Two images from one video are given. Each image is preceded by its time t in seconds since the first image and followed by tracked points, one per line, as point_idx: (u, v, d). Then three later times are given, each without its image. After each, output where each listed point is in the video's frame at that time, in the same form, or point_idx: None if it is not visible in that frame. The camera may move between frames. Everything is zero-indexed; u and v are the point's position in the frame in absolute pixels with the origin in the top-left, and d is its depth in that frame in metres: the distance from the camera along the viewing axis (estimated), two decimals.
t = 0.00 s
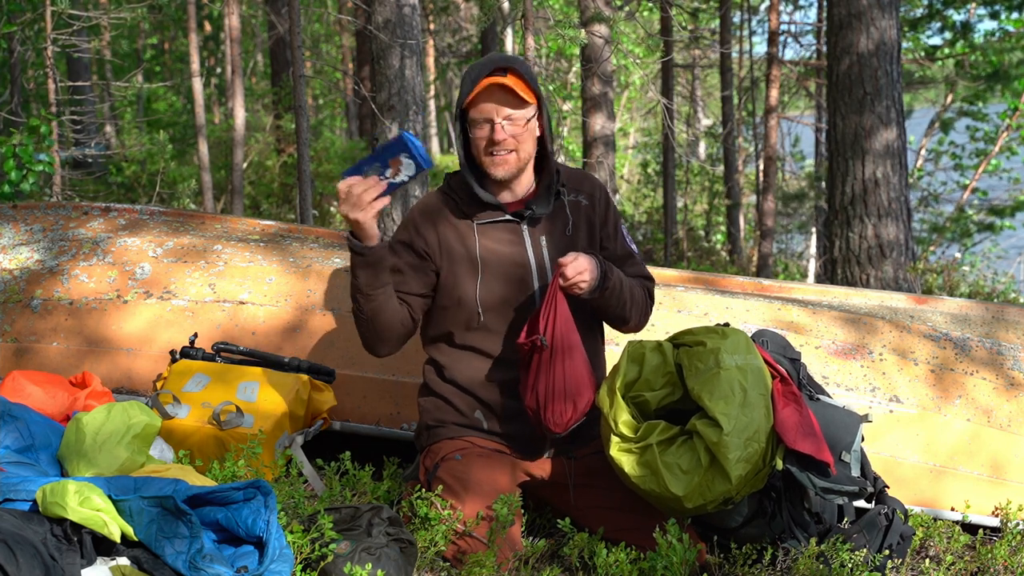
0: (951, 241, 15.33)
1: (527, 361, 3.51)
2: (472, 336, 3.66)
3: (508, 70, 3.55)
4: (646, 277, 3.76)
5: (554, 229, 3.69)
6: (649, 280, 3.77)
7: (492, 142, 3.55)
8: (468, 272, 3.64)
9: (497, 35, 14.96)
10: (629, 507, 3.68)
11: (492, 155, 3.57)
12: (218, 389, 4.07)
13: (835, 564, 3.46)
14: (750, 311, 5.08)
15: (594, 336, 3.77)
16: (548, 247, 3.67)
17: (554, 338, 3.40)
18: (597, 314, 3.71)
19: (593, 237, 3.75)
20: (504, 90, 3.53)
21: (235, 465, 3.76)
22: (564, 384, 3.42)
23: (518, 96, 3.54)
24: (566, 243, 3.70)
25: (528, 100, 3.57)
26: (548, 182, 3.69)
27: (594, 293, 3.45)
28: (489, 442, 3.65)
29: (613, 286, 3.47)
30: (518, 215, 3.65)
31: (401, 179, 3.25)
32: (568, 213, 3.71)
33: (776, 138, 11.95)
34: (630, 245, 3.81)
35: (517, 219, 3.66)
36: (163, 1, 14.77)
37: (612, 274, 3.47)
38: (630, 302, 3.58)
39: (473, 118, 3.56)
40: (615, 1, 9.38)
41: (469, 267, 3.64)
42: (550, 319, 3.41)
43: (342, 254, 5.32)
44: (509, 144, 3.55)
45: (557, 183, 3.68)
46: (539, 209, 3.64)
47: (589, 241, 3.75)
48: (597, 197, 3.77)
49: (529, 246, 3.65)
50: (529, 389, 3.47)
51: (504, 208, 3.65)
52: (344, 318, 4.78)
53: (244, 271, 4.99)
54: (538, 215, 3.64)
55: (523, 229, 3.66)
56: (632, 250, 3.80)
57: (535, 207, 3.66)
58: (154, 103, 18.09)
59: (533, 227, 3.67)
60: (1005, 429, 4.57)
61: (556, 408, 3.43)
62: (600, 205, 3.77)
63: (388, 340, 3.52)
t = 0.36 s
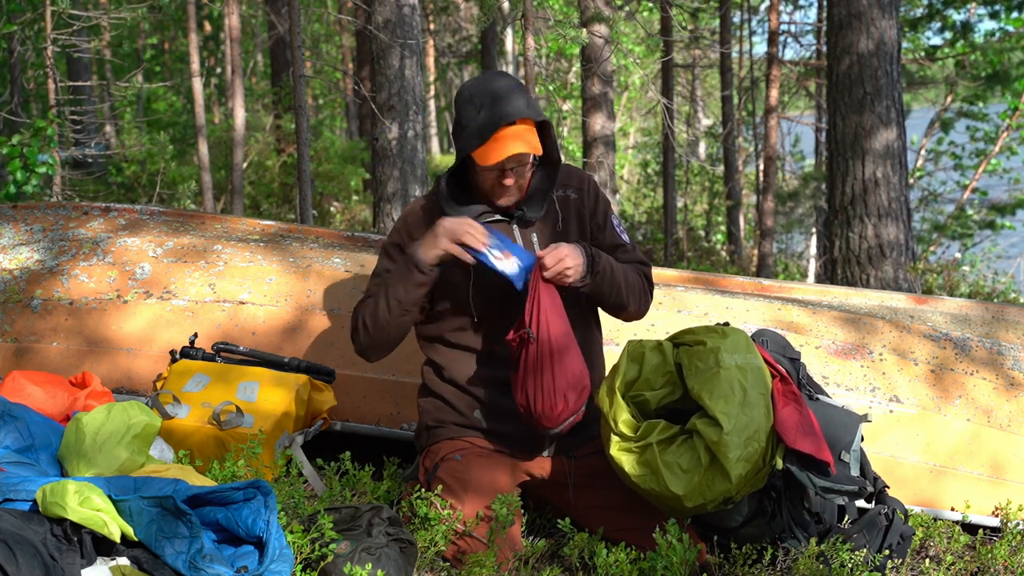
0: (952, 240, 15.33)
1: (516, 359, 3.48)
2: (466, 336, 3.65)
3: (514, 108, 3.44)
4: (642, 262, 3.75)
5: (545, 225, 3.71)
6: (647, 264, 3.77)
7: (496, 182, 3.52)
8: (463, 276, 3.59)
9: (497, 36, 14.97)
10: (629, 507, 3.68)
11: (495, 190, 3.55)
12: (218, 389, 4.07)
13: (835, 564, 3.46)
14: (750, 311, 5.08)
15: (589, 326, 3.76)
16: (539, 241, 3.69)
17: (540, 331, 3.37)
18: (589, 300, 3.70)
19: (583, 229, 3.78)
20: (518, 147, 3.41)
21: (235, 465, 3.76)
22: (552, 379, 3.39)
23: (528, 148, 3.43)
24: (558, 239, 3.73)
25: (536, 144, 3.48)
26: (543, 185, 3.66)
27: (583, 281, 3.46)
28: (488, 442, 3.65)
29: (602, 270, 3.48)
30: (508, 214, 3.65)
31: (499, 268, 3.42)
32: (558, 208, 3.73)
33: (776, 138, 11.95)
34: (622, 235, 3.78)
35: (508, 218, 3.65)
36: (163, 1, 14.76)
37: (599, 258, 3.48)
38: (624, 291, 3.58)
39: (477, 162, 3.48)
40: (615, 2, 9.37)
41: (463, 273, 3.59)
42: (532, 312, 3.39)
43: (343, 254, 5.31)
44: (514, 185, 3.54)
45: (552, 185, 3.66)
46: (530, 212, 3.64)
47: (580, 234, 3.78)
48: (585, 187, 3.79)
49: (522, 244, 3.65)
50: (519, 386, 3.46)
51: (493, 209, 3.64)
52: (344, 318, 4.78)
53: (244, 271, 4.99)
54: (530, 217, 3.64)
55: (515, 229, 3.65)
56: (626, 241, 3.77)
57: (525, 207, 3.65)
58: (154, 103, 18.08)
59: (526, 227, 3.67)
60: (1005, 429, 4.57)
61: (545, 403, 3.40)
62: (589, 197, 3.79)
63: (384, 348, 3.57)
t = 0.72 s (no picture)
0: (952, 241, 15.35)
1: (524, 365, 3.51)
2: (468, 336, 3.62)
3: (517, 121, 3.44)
4: (644, 267, 3.76)
5: (551, 229, 3.71)
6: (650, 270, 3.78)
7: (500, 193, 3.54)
8: (470, 270, 3.65)
9: (497, 35, 14.97)
10: (629, 507, 3.68)
11: (498, 199, 3.58)
12: (218, 389, 4.07)
13: (835, 564, 3.46)
14: (750, 311, 5.08)
15: (592, 332, 3.76)
16: (546, 245, 3.68)
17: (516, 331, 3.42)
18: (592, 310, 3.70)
19: (589, 235, 3.76)
20: (521, 162, 3.41)
21: (235, 465, 3.76)
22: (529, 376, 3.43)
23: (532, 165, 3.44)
24: (564, 244, 3.72)
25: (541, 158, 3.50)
26: (549, 190, 3.68)
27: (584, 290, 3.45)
28: (488, 442, 3.64)
29: (603, 280, 3.47)
30: (516, 217, 3.65)
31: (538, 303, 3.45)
32: (564, 212, 3.72)
33: (776, 138, 11.95)
34: (626, 241, 3.80)
35: (516, 221, 3.66)
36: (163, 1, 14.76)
37: (600, 268, 3.47)
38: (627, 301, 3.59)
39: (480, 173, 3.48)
40: (615, 2, 9.37)
41: (471, 267, 3.64)
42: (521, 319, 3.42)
43: (342, 254, 5.31)
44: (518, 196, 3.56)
45: (560, 191, 3.66)
46: (538, 214, 3.65)
47: (586, 240, 3.76)
48: (591, 192, 3.79)
49: (528, 246, 3.65)
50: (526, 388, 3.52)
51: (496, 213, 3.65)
52: (344, 318, 4.78)
53: (244, 271, 4.99)
54: (537, 221, 3.65)
55: (522, 232, 3.65)
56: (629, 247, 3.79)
57: (534, 211, 3.66)
58: (154, 103, 18.08)
59: (532, 230, 3.67)
60: (1005, 429, 4.57)
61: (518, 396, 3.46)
62: (595, 201, 3.79)
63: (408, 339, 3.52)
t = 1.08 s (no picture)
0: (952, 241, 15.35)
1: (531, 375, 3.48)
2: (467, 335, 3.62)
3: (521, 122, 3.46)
4: (650, 272, 3.77)
5: (554, 231, 3.69)
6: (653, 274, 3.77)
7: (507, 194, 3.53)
8: (470, 270, 3.63)
9: (497, 35, 14.97)
10: (629, 507, 3.68)
11: (502, 201, 3.57)
12: (218, 389, 4.07)
13: (835, 564, 3.46)
14: (750, 311, 5.07)
15: (594, 333, 3.74)
16: (547, 248, 3.68)
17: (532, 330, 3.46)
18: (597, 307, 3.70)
19: (594, 238, 3.76)
20: (527, 163, 3.42)
21: (235, 465, 3.76)
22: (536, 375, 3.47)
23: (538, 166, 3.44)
24: (565, 246, 3.70)
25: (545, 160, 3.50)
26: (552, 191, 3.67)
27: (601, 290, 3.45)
28: (488, 442, 3.64)
29: (621, 282, 3.48)
30: (518, 218, 3.65)
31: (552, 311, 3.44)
32: (568, 215, 3.70)
33: (776, 138, 11.94)
34: (632, 245, 3.79)
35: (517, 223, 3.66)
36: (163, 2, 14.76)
37: (619, 271, 3.48)
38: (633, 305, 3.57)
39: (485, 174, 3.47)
40: (615, 1, 9.37)
41: (470, 270, 3.63)
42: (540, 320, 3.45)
43: (342, 254, 5.31)
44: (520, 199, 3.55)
45: (562, 194, 3.66)
46: (540, 216, 3.66)
47: (589, 242, 3.75)
48: (595, 195, 3.77)
49: (529, 248, 3.65)
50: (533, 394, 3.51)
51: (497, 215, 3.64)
52: (344, 318, 4.77)
53: (244, 271, 4.99)
54: (539, 223, 3.65)
55: (524, 233, 3.65)
56: (632, 249, 3.78)
57: (536, 213, 3.67)
58: (154, 103, 18.08)
59: (535, 233, 3.66)
60: (1005, 429, 4.56)
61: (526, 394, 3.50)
62: (599, 205, 3.77)
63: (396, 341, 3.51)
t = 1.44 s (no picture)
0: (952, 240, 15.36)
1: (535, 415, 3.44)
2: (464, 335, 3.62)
3: (505, 105, 3.52)
4: (643, 283, 3.80)
5: (553, 231, 3.69)
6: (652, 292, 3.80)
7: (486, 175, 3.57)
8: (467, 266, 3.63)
9: (497, 35, 14.98)
10: (629, 508, 3.68)
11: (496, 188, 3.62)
12: (218, 389, 4.07)
13: (835, 564, 3.46)
14: (750, 311, 5.07)
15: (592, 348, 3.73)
16: (546, 247, 3.66)
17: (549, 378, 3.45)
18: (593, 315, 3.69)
19: (594, 241, 3.75)
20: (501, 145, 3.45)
21: (235, 465, 3.76)
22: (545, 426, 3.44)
23: (506, 143, 3.46)
24: (565, 247, 3.69)
25: (520, 144, 3.51)
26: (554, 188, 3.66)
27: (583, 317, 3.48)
28: (488, 442, 3.64)
29: (599, 307, 3.51)
30: (518, 214, 3.65)
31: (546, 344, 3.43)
32: (569, 215, 3.71)
33: (776, 137, 11.94)
34: (631, 253, 3.83)
35: (518, 219, 3.65)
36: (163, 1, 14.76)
37: (597, 295, 3.51)
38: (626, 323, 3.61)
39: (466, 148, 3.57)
40: (615, 1, 9.37)
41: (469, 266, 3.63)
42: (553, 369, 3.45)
43: (342, 254, 5.31)
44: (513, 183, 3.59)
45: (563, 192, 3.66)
46: (540, 213, 3.63)
47: (590, 245, 3.74)
48: (599, 200, 3.79)
49: (528, 247, 3.64)
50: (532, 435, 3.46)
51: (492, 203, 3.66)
52: (343, 319, 4.77)
53: (244, 271, 4.99)
54: (539, 220, 3.63)
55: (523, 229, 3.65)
56: (633, 260, 3.81)
57: (536, 210, 3.64)
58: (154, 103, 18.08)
59: (534, 230, 3.66)
60: (1005, 429, 4.56)
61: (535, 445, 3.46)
62: (601, 210, 3.78)
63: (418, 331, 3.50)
